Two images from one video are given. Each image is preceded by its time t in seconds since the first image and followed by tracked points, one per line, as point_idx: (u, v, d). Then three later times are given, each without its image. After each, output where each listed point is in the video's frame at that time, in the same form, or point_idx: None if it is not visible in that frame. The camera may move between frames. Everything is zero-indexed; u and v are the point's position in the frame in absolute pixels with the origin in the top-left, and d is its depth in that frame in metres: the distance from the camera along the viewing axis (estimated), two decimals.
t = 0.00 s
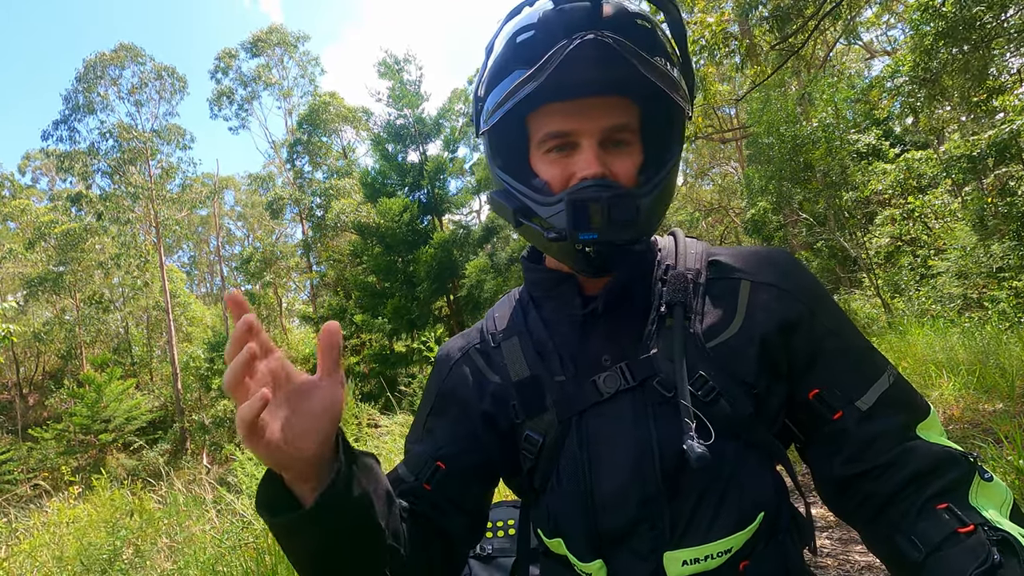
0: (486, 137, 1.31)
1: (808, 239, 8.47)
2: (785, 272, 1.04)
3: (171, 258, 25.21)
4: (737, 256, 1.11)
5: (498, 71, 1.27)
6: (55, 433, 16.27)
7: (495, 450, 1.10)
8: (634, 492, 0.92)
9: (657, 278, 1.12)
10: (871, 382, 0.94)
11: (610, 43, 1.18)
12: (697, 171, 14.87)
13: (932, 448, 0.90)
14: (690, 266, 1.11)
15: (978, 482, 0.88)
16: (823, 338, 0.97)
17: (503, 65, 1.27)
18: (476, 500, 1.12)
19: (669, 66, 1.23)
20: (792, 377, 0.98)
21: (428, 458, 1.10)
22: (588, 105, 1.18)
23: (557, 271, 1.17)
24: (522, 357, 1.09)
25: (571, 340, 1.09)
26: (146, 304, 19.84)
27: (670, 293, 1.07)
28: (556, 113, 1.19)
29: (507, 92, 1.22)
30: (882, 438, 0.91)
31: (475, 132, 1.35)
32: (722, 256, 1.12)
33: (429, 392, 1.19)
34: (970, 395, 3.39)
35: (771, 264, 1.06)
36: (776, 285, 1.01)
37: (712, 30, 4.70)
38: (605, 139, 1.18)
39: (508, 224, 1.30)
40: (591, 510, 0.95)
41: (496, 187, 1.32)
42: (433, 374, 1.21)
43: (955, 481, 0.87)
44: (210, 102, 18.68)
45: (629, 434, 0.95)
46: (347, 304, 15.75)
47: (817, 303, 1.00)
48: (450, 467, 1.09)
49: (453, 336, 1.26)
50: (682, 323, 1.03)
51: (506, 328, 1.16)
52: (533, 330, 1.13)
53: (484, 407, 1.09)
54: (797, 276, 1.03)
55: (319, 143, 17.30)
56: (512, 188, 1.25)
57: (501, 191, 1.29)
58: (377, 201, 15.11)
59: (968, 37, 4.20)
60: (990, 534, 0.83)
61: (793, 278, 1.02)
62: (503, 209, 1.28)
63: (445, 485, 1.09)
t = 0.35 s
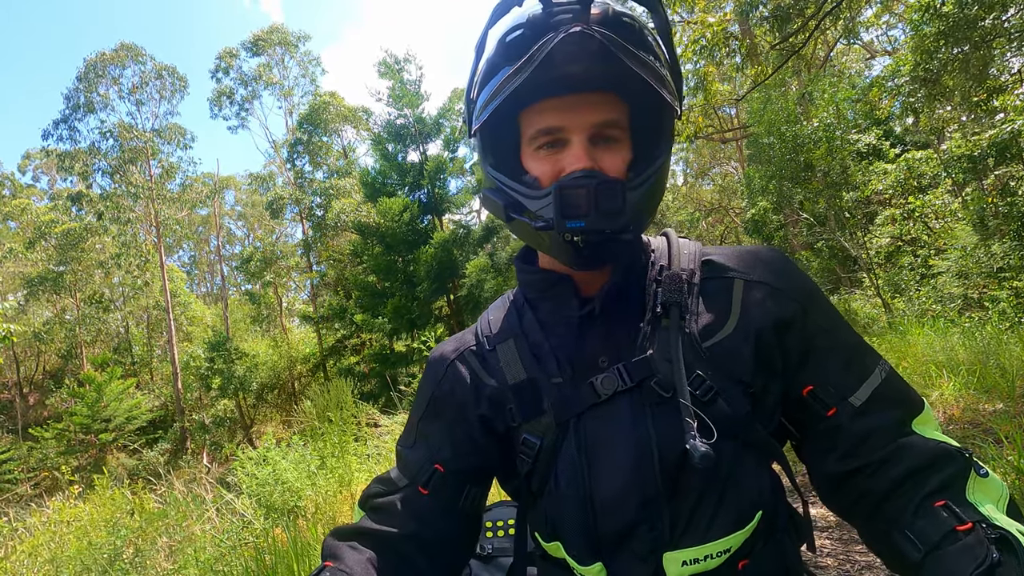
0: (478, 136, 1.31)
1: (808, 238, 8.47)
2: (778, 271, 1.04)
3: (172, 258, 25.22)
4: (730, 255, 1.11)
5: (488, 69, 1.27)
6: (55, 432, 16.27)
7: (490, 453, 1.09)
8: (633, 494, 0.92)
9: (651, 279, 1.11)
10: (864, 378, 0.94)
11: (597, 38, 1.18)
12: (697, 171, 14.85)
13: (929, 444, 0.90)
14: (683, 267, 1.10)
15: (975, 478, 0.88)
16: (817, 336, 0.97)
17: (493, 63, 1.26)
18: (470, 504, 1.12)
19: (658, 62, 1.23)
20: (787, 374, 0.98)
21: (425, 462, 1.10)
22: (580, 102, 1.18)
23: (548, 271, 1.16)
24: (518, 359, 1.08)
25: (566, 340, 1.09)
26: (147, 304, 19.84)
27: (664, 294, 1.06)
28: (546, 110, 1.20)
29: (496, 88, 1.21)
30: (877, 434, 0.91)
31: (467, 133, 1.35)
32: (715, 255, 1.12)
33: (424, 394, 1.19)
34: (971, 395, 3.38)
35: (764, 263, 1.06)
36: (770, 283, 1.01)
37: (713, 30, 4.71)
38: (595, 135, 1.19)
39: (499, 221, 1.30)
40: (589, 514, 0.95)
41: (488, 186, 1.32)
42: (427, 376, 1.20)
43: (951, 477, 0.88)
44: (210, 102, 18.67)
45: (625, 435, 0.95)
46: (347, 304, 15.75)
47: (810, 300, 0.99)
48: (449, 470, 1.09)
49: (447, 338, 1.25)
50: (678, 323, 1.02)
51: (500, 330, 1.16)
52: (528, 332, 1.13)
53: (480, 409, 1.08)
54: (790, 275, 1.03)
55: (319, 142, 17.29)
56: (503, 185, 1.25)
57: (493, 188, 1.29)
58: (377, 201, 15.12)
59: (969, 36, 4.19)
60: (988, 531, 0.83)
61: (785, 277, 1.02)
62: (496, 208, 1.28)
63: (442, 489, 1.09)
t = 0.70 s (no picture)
0: (464, 144, 1.31)
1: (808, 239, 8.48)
2: (767, 268, 1.05)
3: (172, 258, 25.21)
4: (722, 252, 1.11)
5: (473, 75, 1.27)
6: (55, 432, 16.26)
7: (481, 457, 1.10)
8: (626, 496, 0.92)
9: (642, 279, 1.11)
10: (857, 374, 0.94)
11: (585, 40, 1.18)
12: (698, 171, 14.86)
13: (924, 439, 0.89)
14: (674, 265, 1.10)
15: (973, 472, 0.88)
16: (808, 334, 0.97)
17: (477, 70, 1.27)
18: (460, 498, 1.11)
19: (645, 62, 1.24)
20: (781, 373, 0.98)
21: (413, 454, 1.09)
22: (568, 104, 1.18)
23: (540, 274, 1.16)
24: (510, 362, 1.08)
25: (558, 342, 1.08)
26: (147, 303, 19.82)
27: (653, 293, 1.06)
28: (534, 112, 1.19)
29: (483, 93, 1.21)
30: (873, 430, 0.91)
31: (453, 140, 1.34)
32: (705, 253, 1.12)
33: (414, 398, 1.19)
34: (971, 396, 3.38)
35: (755, 261, 1.06)
36: (761, 281, 1.01)
37: (713, 31, 4.72)
38: (583, 136, 1.19)
39: (491, 228, 1.30)
40: (582, 516, 0.95)
41: (476, 192, 1.32)
42: (418, 378, 1.20)
43: (947, 473, 0.87)
44: (210, 102, 18.68)
45: (618, 436, 0.95)
46: (347, 304, 15.77)
47: (800, 298, 1.00)
48: (436, 463, 1.08)
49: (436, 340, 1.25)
50: (669, 323, 1.02)
51: (491, 333, 1.15)
52: (521, 334, 1.12)
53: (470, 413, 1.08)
54: (782, 273, 1.03)
55: (319, 142, 17.29)
56: (493, 191, 1.25)
57: (482, 194, 1.29)
58: (377, 201, 15.14)
59: (970, 36, 4.20)
60: (989, 526, 0.82)
61: (775, 274, 1.03)
62: (487, 215, 1.28)
63: (429, 480, 1.07)
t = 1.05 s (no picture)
0: (469, 133, 1.29)
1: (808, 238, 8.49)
2: (772, 270, 1.05)
3: (172, 258, 25.22)
4: (727, 252, 1.11)
5: (480, 65, 1.27)
6: (55, 432, 16.27)
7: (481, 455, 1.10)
8: (627, 497, 0.92)
9: (647, 277, 1.11)
10: (862, 378, 0.95)
11: (597, 28, 1.20)
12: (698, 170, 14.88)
13: (927, 444, 0.90)
14: (679, 265, 1.09)
15: (974, 476, 0.89)
16: (814, 335, 0.97)
17: (485, 59, 1.26)
18: (422, 490, 1.11)
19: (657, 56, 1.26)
20: (785, 376, 0.98)
21: (389, 433, 1.06)
22: (577, 96, 1.18)
23: (543, 270, 1.16)
24: (513, 360, 1.08)
25: (562, 341, 1.08)
26: (147, 303, 19.82)
27: (658, 294, 1.05)
28: (541, 104, 1.19)
29: (492, 80, 1.21)
30: (878, 434, 0.91)
31: (458, 129, 1.34)
32: (710, 253, 1.12)
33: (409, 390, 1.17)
34: (970, 395, 3.38)
35: (760, 263, 1.06)
36: (765, 282, 1.02)
37: (714, 31, 4.73)
38: (591, 130, 1.18)
39: (495, 220, 1.28)
40: (583, 516, 0.95)
41: (479, 183, 1.31)
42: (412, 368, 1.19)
43: (950, 477, 0.88)
44: (211, 102, 18.68)
45: (621, 436, 0.95)
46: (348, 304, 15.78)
47: (805, 298, 1.00)
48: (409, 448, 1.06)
49: (433, 330, 1.23)
50: (673, 323, 1.02)
51: (493, 329, 1.14)
52: (524, 332, 1.12)
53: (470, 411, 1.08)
54: (787, 274, 1.03)
55: (319, 142, 17.30)
56: (496, 181, 1.24)
57: (486, 184, 1.28)
58: (377, 200, 15.16)
59: (970, 36, 4.19)
60: (989, 530, 0.83)
61: (779, 275, 1.03)
62: (491, 206, 1.27)
63: (394, 465, 1.05)
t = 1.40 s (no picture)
0: (479, 118, 1.29)
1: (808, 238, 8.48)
2: (780, 272, 1.04)
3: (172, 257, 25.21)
4: (733, 254, 1.10)
5: (491, 50, 1.25)
6: (56, 431, 16.27)
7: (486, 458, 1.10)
8: (634, 503, 0.92)
9: (653, 280, 1.11)
10: (869, 383, 0.95)
11: (606, 13, 1.19)
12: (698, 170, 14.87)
13: (931, 449, 0.90)
14: (686, 267, 1.09)
15: (976, 482, 0.89)
16: (823, 339, 0.97)
17: (495, 44, 1.25)
18: (449, 511, 1.14)
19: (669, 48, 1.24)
20: (792, 379, 0.98)
21: (405, 463, 1.11)
22: (586, 88, 1.17)
23: (546, 269, 1.15)
24: (516, 362, 1.08)
25: (568, 343, 1.08)
26: (147, 303, 19.81)
27: (666, 296, 1.06)
28: (550, 92, 1.18)
29: (500, 64, 1.20)
30: (883, 438, 0.91)
31: (467, 115, 1.33)
32: (717, 255, 1.11)
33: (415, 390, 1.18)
34: (971, 395, 3.38)
35: (769, 265, 1.05)
36: (772, 285, 1.01)
37: (714, 31, 4.73)
38: (598, 123, 1.18)
39: (497, 209, 1.29)
40: (589, 522, 0.95)
41: (485, 172, 1.31)
42: (417, 369, 1.19)
43: (955, 483, 0.88)
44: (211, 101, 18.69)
45: (628, 443, 0.95)
46: (348, 304, 15.77)
47: (813, 300, 1.00)
48: (426, 475, 1.10)
49: (437, 334, 1.24)
50: (680, 325, 1.02)
51: (496, 330, 1.15)
52: (527, 333, 1.12)
53: (474, 411, 1.08)
54: (793, 274, 1.03)
55: (319, 142, 17.29)
56: (502, 170, 1.24)
57: (491, 173, 1.28)
58: (378, 200, 15.15)
59: (970, 36, 4.19)
60: (988, 537, 0.82)
61: (787, 277, 1.02)
62: (494, 194, 1.27)
63: (417, 493, 1.10)
